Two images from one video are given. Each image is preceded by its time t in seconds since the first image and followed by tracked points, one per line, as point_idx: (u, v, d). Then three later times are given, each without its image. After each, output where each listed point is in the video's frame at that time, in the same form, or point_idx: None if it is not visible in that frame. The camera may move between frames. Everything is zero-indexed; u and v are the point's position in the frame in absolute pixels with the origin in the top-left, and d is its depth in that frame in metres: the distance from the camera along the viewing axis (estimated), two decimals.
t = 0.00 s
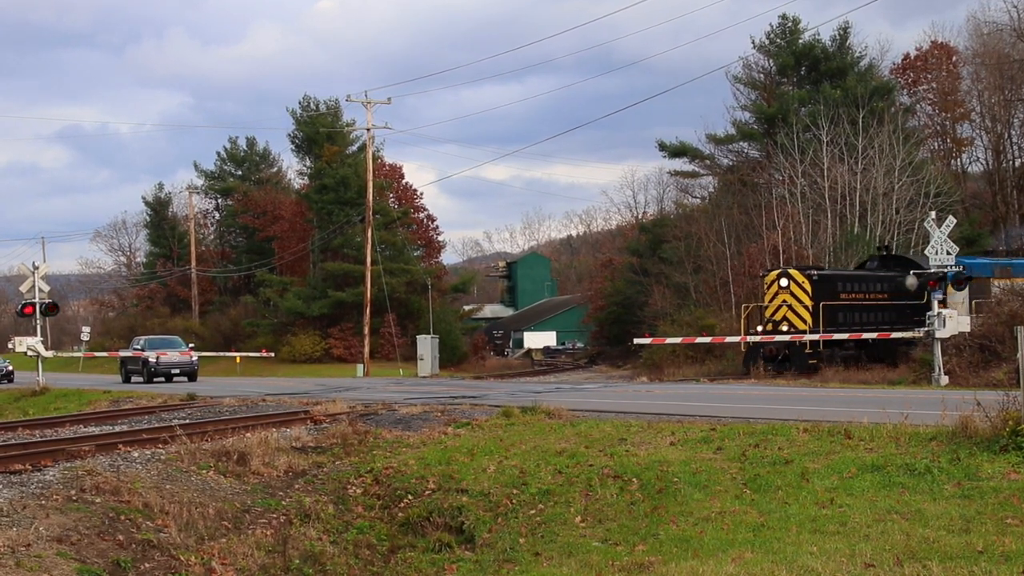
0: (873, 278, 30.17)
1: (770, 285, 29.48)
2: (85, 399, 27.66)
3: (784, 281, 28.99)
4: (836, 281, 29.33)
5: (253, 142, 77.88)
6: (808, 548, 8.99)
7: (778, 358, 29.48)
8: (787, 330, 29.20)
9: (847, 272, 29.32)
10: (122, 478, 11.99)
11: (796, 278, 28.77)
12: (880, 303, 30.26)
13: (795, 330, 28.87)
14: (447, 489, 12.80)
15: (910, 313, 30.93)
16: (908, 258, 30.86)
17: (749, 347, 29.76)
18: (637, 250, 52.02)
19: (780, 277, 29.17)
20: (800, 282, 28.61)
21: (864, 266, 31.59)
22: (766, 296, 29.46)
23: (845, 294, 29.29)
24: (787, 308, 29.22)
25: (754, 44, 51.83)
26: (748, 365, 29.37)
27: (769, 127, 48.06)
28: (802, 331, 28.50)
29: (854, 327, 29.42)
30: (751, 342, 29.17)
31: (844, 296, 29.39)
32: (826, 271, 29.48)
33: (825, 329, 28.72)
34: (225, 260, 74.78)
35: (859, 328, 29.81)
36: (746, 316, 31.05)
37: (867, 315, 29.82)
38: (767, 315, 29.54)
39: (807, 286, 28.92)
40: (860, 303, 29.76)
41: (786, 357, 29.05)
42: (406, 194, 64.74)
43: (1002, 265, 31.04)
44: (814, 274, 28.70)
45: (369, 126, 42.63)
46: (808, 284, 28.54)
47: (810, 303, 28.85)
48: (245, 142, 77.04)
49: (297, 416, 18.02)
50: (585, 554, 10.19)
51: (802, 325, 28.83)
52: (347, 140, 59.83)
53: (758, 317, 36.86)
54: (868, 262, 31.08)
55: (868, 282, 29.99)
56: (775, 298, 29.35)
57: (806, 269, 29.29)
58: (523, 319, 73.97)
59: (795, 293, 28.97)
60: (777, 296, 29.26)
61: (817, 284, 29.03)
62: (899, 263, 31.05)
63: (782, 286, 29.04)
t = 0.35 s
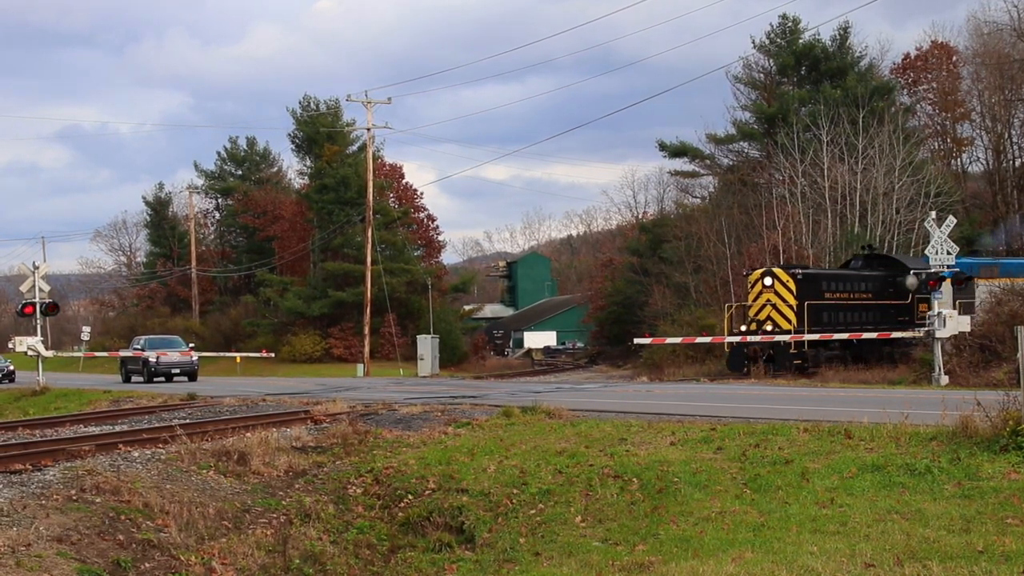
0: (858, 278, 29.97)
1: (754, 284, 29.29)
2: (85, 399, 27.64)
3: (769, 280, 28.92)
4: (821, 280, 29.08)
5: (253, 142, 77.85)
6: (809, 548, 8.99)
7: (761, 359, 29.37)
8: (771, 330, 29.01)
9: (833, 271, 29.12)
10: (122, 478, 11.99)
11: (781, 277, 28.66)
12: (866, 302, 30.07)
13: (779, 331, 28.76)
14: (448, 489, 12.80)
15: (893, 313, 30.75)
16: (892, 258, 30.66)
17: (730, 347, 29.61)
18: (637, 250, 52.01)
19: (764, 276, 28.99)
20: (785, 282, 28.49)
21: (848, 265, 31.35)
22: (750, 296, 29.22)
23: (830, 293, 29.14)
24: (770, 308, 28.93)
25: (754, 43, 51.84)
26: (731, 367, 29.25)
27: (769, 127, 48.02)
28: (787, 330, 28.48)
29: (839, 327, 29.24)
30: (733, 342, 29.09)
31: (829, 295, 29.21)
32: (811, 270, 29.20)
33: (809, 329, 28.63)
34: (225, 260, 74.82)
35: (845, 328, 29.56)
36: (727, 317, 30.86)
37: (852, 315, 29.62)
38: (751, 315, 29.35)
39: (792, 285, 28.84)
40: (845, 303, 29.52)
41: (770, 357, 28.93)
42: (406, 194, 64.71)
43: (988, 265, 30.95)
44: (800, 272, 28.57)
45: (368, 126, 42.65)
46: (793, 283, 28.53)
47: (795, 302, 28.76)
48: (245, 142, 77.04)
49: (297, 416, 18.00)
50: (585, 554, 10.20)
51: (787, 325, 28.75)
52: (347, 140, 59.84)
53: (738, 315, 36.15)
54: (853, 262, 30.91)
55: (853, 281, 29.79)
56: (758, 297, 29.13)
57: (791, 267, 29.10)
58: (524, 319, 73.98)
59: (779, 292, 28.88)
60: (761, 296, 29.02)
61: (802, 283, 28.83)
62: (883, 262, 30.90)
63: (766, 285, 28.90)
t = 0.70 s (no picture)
0: (842, 277, 29.89)
1: (738, 283, 29.44)
2: (86, 399, 27.62)
3: (753, 279, 28.99)
4: (805, 279, 28.97)
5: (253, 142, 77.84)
6: (809, 548, 8.98)
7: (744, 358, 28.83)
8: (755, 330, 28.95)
9: (816, 270, 29.01)
10: (123, 478, 12.00)
11: (764, 275, 28.69)
12: (850, 302, 29.97)
13: (763, 330, 28.65)
14: (448, 489, 12.81)
15: (878, 313, 30.58)
16: (876, 257, 30.61)
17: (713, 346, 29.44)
18: (637, 250, 51.96)
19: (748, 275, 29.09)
20: (768, 280, 28.55)
21: (833, 265, 31.27)
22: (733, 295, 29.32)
23: (813, 292, 29.03)
24: (754, 308, 28.95)
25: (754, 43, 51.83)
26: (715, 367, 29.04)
27: (770, 127, 48.00)
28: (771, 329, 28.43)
29: (823, 327, 29.09)
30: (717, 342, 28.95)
31: (813, 295, 29.10)
32: (795, 269, 29.04)
33: (793, 329, 28.50)
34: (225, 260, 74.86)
35: (828, 328, 29.46)
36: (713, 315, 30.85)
37: (836, 315, 29.51)
38: (736, 315, 29.41)
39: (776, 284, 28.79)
40: (829, 302, 29.41)
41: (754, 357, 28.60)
42: (406, 194, 64.71)
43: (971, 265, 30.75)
44: (784, 271, 28.45)
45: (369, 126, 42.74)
46: (776, 281, 28.56)
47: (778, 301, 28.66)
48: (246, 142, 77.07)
49: (298, 416, 18.00)
50: (585, 554, 10.20)
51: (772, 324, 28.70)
52: (348, 139, 59.84)
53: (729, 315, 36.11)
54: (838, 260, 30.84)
55: (837, 280, 29.68)
56: (743, 296, 29.25)
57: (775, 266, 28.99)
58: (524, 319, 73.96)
59: (763, 291, 28.90)
60: (746, 295, 29.16)
61: (786, 281, 28.60)
62: (868, 262, 30.85)
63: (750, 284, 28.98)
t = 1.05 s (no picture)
0: (827, 276, 29.74)
1: (722, 282, 28.87)
2: (87, 399, 27.59)
3: (738, 278, 28.43)
4: (790, 279, 28.76)
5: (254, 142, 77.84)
6: (810, 547, 8.98)
7: (729, 359, 28.43)
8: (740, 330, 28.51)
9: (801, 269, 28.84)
10: (124, 477, 12.01)
11: (749, 274, 28.29)
12: (836, 301, 29.80)
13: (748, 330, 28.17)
14: (448, 489, 12.81)
15: (864, 313, 30.38)
16: (860, 257, 30.57)
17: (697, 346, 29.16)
18: (638, 250, 51.95)
19: (733, 273, 28.60)
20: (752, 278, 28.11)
21: (817, 264, 31.18)
22: (718, 294, 28.81)
23: (798, 291, 28.83)
24: (739, 307, 28.45)
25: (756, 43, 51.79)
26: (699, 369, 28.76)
27: (771, 127, 47.98)
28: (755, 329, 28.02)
29: (809, 327, 28.87)
30: (701, 343, 28.50)
31: (799, 294, 28.90)
32: (780, 268, 28.84)
33: (779, 329, 28.23)
34: (226, 260, 74.93)
35: (813, 327, 29.26)
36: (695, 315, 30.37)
37: (821, 314, 29.31)
38: (719, 315, 28.94)
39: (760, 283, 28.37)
40: (815, 301, 29.21)
41: (739, 359, 28.23)
42: (407, 194, 64.74)
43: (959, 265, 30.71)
44: (768, 269, 28.23)
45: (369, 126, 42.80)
46: (761, 280, 28.22)
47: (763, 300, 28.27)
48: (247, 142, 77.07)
49: (298, 416, 17.99)
50: (586, 554, 10.20)
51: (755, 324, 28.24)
52: (349, 139, 59.81)
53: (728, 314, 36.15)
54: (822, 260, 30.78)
55: (822, 280, 29.52)
56: (727, 296, 28.72)
57: (759, 264, 28.67)
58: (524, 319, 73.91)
59: (749, 290, 28.38)
60: (730, 294, 28.57)
61: (771, 280, 28.36)
62: (853, 262, 30.79)
63: (735, 283, 28.48)
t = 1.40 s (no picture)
0: (813, 276, 29.60)
1: (706, 281, 28.32)
2: (89, 399, 27.58)
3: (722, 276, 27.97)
4: (776, 278, 28.54)
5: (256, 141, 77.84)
6: (811, 548, 8.98)
7: (713, 360, 27.82)
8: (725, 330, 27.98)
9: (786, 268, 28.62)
10: (125, 477, 12.02)
11: (735, 273, 27.83)
12: (822, 301, 29.66)
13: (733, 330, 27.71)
14: (450, 489, 12.81)
15: (849, 313, 30.21)
16: (845, 257, 30.47)
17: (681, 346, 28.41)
18: (640, 250, 51.94)
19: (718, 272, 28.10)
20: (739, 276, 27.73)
21: (803, 264, 31.05)
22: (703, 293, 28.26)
23: (784, 291, 28.60)
24: (725, 306, 27.96)
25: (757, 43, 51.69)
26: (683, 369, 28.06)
27: (773, 127, 47.92)
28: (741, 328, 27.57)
29: (794, 327, 28.67)
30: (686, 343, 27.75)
31: (785, 293, 28.69)
32: (766, 267, 28.62)
33: (765, 329, 27.85)
34: (228, 259, 74.99)
35: (799, 328, 29.05)
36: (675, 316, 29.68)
37: (806, 314, 29.16)
38: (702, 315, 28.34)
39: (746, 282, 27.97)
40: (800, 301, 28.99)
41: (725, 359, 27.57)
42: (409, 193, 64.79)
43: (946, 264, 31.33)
44: (754, 268, 27.97)
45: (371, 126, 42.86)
46: (747, 279, 27.93)
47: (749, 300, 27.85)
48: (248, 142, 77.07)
49: (300, 416, 17.99)
50: (588, 554, 10.20)
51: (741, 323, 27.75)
52: (351, 139, 59.79)
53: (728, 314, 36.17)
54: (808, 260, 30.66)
55: (808, 279, 29.36)
56: (712, 295, 28.17)
57: (745, 263, 28.37)
58: (526, 319, 73.88)
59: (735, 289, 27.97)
60: (715, 293, 28.05)
61: (757, 279, 28.12)
62: (838, 261, 30.70)
63: (721, 282, 28.00)
